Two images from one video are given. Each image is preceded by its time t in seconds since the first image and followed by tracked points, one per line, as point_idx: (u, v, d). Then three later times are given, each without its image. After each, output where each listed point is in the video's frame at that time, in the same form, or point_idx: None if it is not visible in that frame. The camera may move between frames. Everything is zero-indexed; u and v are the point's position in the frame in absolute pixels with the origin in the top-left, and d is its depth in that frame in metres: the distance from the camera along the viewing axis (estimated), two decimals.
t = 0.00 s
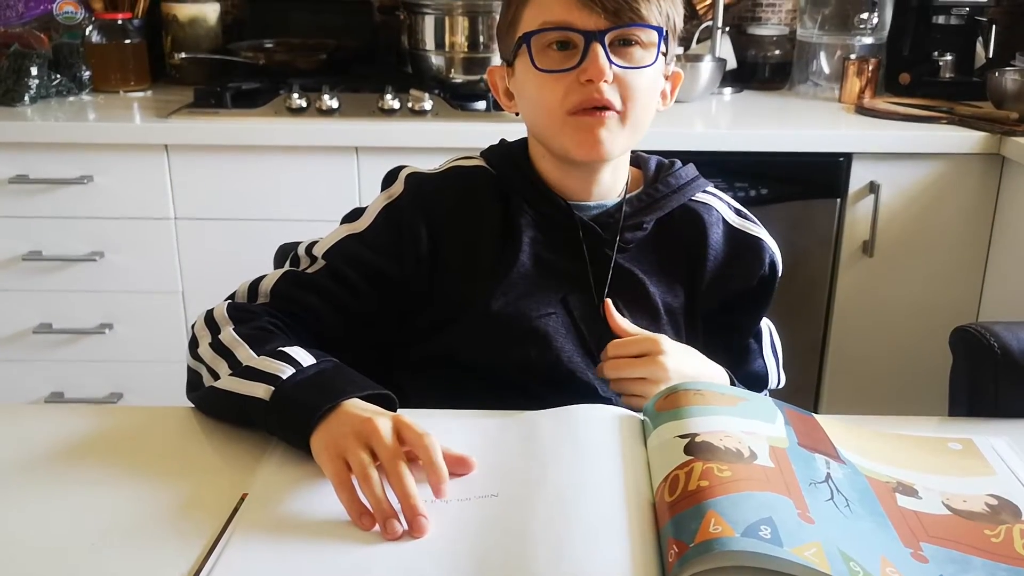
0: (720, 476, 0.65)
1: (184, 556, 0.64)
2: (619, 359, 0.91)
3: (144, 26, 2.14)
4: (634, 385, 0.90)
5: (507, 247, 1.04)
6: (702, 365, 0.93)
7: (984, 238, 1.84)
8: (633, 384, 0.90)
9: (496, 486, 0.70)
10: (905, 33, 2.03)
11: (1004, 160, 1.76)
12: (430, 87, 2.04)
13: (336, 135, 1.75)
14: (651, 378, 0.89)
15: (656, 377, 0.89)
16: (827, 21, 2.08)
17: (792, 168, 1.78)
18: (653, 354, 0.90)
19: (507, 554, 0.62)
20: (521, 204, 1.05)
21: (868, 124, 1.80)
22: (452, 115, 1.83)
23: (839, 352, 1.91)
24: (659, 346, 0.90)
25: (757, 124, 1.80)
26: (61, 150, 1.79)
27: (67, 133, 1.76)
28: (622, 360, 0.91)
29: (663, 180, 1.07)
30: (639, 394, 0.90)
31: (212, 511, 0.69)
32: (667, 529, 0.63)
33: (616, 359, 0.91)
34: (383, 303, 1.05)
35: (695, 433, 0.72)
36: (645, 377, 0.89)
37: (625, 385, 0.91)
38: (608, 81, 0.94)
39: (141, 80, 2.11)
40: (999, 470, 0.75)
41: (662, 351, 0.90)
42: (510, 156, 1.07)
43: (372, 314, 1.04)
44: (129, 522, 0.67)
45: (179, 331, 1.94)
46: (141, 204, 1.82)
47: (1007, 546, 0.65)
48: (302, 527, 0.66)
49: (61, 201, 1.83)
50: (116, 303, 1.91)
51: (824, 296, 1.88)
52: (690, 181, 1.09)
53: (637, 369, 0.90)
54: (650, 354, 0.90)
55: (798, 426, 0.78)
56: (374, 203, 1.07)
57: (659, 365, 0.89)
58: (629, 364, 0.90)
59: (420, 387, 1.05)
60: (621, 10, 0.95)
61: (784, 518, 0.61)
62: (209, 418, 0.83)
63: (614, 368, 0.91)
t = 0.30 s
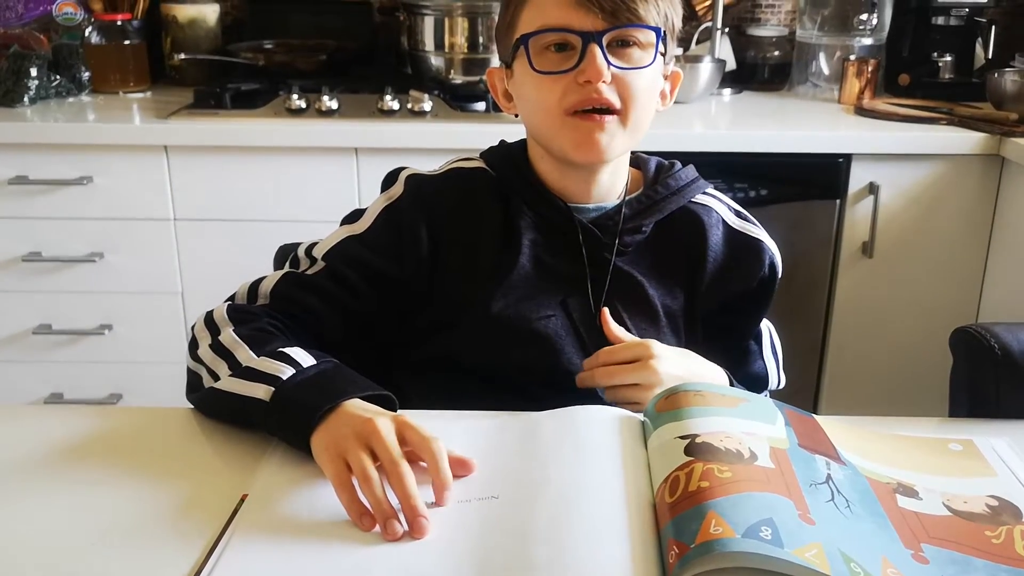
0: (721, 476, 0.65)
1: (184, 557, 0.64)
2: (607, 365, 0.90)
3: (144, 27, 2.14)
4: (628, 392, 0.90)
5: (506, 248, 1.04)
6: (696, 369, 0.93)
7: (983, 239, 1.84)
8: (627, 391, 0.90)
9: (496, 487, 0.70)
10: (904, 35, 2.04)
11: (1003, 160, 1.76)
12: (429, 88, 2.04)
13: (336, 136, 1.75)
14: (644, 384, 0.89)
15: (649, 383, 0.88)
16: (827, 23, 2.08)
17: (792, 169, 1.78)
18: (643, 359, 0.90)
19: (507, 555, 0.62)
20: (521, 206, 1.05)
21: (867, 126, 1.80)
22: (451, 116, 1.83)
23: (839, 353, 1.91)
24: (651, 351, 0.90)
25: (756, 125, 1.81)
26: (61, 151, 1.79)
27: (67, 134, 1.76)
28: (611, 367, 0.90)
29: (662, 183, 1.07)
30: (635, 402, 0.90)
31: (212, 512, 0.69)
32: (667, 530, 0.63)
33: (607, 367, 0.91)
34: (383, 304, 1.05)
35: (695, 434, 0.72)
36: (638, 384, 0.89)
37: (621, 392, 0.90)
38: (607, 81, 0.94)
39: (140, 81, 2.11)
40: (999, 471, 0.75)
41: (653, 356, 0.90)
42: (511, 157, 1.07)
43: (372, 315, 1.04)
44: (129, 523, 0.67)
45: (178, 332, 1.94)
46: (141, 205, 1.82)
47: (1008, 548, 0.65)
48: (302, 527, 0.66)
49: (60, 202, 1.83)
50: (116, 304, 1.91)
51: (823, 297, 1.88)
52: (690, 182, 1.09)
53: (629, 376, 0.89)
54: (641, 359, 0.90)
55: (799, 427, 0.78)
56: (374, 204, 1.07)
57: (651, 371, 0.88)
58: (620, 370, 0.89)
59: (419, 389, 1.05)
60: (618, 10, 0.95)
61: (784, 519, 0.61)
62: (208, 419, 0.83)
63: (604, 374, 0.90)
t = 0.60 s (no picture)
0: (719, 477, 0.66)
1: (184, 558, 0.64)
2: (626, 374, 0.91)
3: (143, 28, 2.14)
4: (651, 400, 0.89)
5: (505, 249, 1.04)
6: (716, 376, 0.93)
7: (981, 240, 1.84)
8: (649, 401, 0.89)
9: (495, 487, 0.70)
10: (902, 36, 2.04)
11: (1002, 162, 1.77)
12: (428, 90, 2.04)
13: (335, 137, 1.76)
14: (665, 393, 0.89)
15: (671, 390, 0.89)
16: (826, 24, 2.10)
17: (791, 170, 1.78)
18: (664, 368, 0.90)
19: (506, 556, 0.62)
20: (519, 208, 1.05)
21: (865, 127, 1.81)
22: (450, 117, 1.83)
23: (837, 354, 1.91)
24: (674, 360, 0.90)
25: (755, 125, 1.81)
26: (60, 152, 1.79)
27: (66, 135, 1.76)
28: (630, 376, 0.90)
29: (661, 185, 1.07)
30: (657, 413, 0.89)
31: (211, 513, 0.69)
32: (666, 530, 0.63)
33: (627, 376, 0.90)
34: (382, 306, 1.05)
35: (694, 434, 0.72)
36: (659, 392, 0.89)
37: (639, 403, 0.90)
38: (598, 85, 0.94)
39: (140, 82, 2.11)
40: (997, 471, 0.76)
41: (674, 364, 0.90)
42: (510, 159, 1.07)
43: (371, 317, 1.04)
44: (129, 524, 0.67)
45: (178, 333, 1.94)
46: (141, 206, 1.83)
47: (1005, 547, 0.65)
48: (302, 528, 0.66)
49: (60, 203, 1.83)
50: (115, 305, 1.91)
51: (822, 298, 1.88)
52: (688, 184, 1.09)
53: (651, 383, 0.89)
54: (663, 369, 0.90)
55: (798, 428, 0.78)
56: (373, 206, 1.07)
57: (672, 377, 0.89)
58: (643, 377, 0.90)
59: (418, 391, 1.05)
60: (609, 14, 0.96)
61: (783, 520, 0.62)
62: (208, 420, 0.83)
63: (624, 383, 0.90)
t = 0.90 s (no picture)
0: (718, 480, 0.65)
1: (184, 560, 0.64)
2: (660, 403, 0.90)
3: (141, 31, 2.14)
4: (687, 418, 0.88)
5: (504, 251, 1.04)
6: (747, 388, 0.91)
7: (980, 241, 1.84)
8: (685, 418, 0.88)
9: (493, 488, 0.70)
10: (900, 40, 2.04)
11: (1000, 164, 1.77)
12: (427, 93, 2.04)
13: (333, 140, 1.75)
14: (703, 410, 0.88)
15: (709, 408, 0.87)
16: (824, 26, 2.11)
17: (789, 173, 1.79)
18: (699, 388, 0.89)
19: (505, 558, 0.62)
20: (519, 210, 1.05)
21: (863, 130, 1.81)
22: (448, 120, 1.84)
23: (836, 357, 1.91)
24: (704, 375, 0.89)
25: (752, 128, 1.81)
26: (59, 155, 1.79)
27: (64, 138, 1.76)
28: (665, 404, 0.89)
29: (661, 186, 1.07)
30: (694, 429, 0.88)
31: (210, 515, 0.69)
32: (664, 533, 0.63)
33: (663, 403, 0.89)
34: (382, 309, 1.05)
35: (693, 437, 0.72)
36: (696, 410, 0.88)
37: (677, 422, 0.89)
38: (588, 96, 0.94)
39: (138, 85, 2.11)
40: (997, 474, 0.76)
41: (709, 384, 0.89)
42: (510, 161, 1.07)
43: (371, 321, 1.04)
44: (127, 526, 0.67)
45: (176, 335, 1.93)
46: (139, 209, 1.82)
47: (1004, 550, 0.65)
48: (299, 529, 0.66)
49: (58, 206, 1.83)
50: (113, 308, 1.91)
51: (821, 301, 1.88)
52: (687, 186, 1.09)
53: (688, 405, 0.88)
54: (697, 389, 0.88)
55: (797, 431, 0.78)
56: (372, 209, 1.07)
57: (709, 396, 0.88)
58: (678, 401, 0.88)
59: (418, 393, 1.05)
60: (599, 24, 0.95)
61: (781, 522, 0.61)
62: (207, 423, 0.83)
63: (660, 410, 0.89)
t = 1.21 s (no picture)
0: (715, 482, 0.66)
1: (183, 561, 0.64)
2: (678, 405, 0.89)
3: (139, 33, 2.14)
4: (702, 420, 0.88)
5: (503, 253, 1.04)
6: (770, 379, 0.92)
7: (978, 241, 1.84)
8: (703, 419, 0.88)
9: (491, 488, 0.70)
10: (898, 42, 2.04)
11: (997, 166, 1.77)
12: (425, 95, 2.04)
13: (332, 143, 1.76)
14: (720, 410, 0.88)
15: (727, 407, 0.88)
16: (822, 29, 2.10)
17: (788, 175, 1.79)
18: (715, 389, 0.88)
19: (503, 559, 0.62)
20: (517, 212, 1.05)
21: (860, 132, 1.81)
22: (447, 122, 1.84)
23: (835, 358, 1.92)
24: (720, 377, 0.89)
25: (751, 130, 1.81)
26: (57, 157, 1.79)
27: (63, 140, 1.76)
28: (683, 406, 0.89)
29: (656, 184, 1.07)
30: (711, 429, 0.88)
31: (209, 516, 0.69)
32: (662, 535, 0.63)
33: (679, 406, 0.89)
34: (382, 314, 1.05)
35: (691, 439, 0.72)
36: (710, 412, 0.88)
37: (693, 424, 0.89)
38: (559, 115, 0.93)
39: (137, 87, 2.11)
40: (994, 475, 0.76)
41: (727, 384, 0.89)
42: (506, 164, 1.07)
43: (371, 325, 1.05)
44: (126, 527, 0.67)
45: (175, 337, 1.94)
46: (138, 211, 1.82)
47: (1002, 552, 0.65)
48: (298, 530, 0.66)
49: (57, 209, 1.83)
50: (112, 310, 1.91)
51: (820, 302, 1.88)
52: (683, 184, 1.09)
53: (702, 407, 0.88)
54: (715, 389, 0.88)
55: (794, 432, 0.78)
56: (370, 213, 1.07)
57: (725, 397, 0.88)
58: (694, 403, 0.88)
59: (419, 397, 1.05)
60: (570, 40, 0.93)
61: (779, 524, 0.61)
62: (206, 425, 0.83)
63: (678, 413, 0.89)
